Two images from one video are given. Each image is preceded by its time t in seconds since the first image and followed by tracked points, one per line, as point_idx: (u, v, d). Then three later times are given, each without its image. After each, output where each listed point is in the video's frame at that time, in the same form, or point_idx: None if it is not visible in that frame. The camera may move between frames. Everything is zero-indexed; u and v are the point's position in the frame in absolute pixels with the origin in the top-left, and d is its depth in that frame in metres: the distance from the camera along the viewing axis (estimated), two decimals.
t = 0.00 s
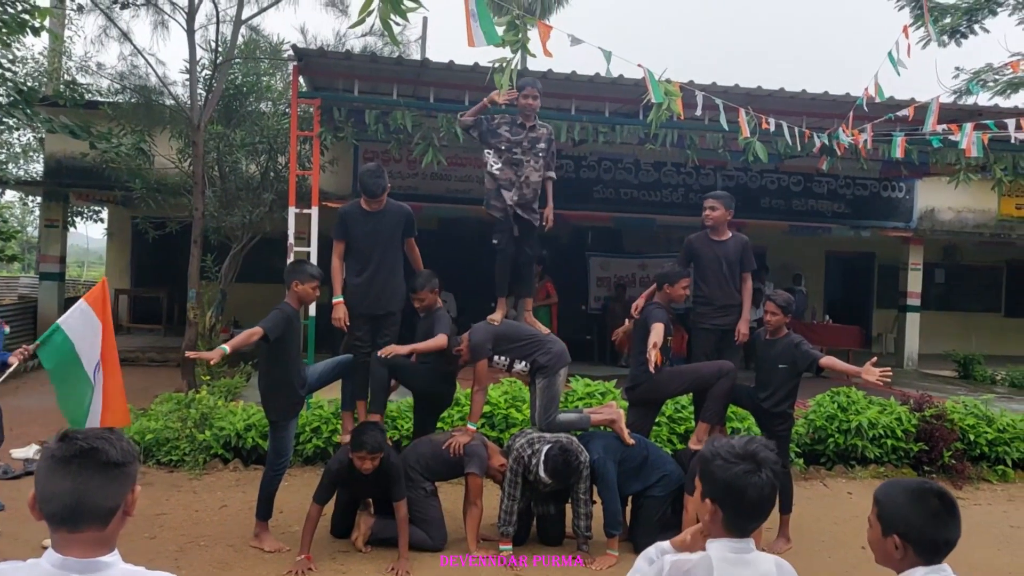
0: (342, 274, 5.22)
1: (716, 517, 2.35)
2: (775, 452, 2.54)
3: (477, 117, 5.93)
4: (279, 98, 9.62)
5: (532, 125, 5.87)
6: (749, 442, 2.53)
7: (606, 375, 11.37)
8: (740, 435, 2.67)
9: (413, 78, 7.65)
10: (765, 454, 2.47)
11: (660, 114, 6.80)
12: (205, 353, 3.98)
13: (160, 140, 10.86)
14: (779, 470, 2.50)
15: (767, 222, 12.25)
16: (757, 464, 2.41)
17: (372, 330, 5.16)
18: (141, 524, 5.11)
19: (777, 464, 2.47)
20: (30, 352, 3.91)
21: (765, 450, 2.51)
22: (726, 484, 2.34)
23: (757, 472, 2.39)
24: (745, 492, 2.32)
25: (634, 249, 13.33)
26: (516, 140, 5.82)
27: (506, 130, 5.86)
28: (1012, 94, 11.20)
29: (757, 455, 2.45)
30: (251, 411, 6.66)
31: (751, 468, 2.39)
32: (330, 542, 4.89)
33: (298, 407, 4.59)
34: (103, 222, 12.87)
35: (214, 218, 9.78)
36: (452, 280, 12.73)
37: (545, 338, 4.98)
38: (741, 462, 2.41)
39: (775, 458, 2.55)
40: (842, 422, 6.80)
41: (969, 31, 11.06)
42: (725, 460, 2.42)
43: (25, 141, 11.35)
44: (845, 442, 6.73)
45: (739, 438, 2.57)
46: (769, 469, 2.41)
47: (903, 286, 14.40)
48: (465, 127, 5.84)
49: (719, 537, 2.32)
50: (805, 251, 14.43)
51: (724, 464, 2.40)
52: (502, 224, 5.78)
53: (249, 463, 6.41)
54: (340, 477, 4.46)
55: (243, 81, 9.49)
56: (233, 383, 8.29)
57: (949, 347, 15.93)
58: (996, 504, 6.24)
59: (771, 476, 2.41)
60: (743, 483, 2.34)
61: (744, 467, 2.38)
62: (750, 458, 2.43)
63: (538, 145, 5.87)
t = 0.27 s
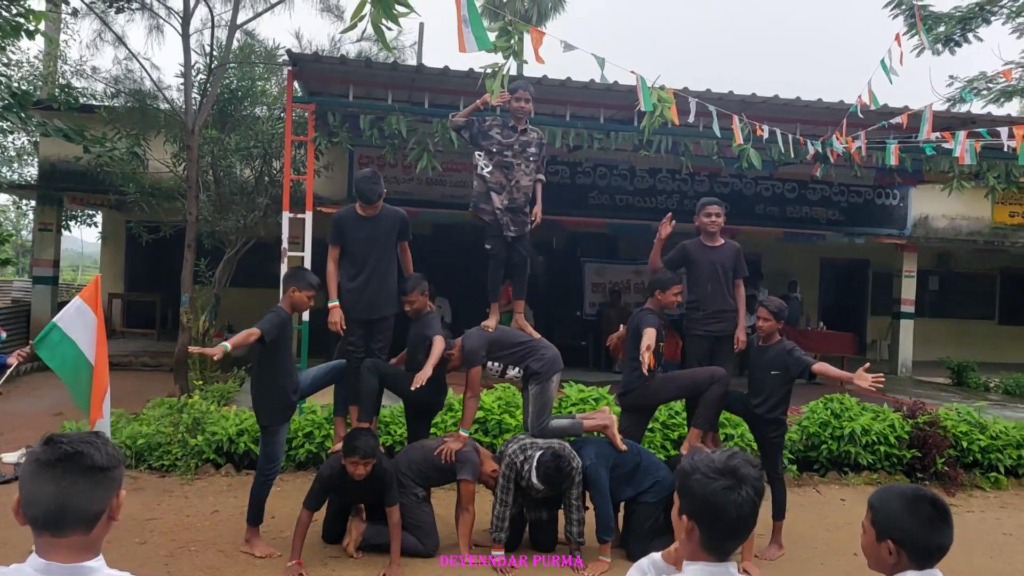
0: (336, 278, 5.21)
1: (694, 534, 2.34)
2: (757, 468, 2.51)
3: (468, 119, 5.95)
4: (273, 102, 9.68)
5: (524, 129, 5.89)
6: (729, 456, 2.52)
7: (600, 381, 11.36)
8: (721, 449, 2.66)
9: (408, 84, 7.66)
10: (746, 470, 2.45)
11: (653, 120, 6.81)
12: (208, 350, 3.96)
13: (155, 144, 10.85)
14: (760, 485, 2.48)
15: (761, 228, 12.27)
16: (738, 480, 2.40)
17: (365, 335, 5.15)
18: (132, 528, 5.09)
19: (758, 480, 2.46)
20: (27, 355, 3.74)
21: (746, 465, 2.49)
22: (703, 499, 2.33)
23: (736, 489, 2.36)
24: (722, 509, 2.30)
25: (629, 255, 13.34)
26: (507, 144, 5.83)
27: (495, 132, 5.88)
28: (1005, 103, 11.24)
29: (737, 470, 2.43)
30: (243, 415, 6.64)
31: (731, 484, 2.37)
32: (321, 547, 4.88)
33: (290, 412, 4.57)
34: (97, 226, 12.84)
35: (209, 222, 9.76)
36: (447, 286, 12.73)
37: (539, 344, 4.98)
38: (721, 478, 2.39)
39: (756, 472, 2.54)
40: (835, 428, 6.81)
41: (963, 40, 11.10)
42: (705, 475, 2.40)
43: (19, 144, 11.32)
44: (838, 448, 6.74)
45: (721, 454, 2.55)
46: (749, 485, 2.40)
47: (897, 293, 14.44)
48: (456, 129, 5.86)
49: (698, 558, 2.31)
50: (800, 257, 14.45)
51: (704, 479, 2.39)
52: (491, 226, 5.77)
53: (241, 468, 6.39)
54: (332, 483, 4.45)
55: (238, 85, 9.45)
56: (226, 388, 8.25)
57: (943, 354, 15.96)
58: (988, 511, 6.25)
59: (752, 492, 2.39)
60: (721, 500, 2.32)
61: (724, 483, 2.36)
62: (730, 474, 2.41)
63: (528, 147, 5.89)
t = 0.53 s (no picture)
0: (331, 280, 5.21)
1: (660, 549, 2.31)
2: (727, 480, 2.43)
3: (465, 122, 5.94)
4: (270, 105, 9.67)
5: (522, 133, 5.89)
6: (702, 469, 2.44)
7: (596, 385, 11.36)
8: (708, 462, 2.57)
9: (405, 87, 7.67)
10: (715, 485, 2.36)
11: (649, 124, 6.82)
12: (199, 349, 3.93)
13: (151, 146, 10.85)
14: (733, 501, 2.38)
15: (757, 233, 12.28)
16: (702, 495, 2.32)
17: (360, 337, 5.14)
18: (125, 531, 5.07)
19: (728, 495, 2.36)
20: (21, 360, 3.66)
21: (718, 479, 2.40)
22: (666, 511, 2.30)
23: (698, 503, 2.29)
24: (684, 524, 2.26)
25: (626, 259, 13.34)
26: (503, 147, 5.83)
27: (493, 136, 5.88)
28: (1000, 108, 11.27)
29: (704, 484, 2.36)
30: (238, 418, 6.63)
31: (695, 498, 2.31)
32: (315, 551, 4.86)
33: (283, 414, 4.56)
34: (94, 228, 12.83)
35: (205, 224, 9.75)
36: (443, 289, 12.72)
37: (534, 348, 4.98)
38: (684, 490, 2.34)
39: (732, 487, 2.43)
40: (830, 433, 6.80)
41: (958, 46, 11.13)
42: (670, 487, 2.36)
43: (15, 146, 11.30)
44: (833, 453, 6.74)
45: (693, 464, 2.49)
46: (715, 500, 2.31)
47: (892, 298, 14.46)
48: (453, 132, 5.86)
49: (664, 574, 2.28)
50: (796, 262, 14.48)
51: (669, 492, 2.35)
52: (486, 231, 5.77)
53: (235, 471, 6.37)
54: (326, 486, 4.44)
55: (234, 88, 9.45)
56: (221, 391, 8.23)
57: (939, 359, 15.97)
58: (983, 516, 6.25)
59: (718, 508, 2.30)
60: (684, 513, 2.27)
61: (687, 496, 2.31)
62: (694, 487, 2.34)
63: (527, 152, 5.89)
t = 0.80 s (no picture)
0: (326, 282, 5.21)
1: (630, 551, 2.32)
2: (699, 483, 2.43)
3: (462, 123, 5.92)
4: (265, 107, 9.66)
5: (518, 135, 5.88)
6: (672, 470, 2.45)
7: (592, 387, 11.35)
8: (682, 466, 2.58)
9: (401, 89, 7.68)
10: (684, 485, 2.36)
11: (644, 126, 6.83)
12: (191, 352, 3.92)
13: (147, 148, 10.83)
14: (702, 501, 2.37)
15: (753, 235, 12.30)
16: (671, 494, 2.31)
17: (355, 339, 5.13)
18: (119, 533, 5.06)
19: (697, 495, 2.35)
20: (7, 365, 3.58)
21: (687, 480, 2.40)
22: (634, 511, 2.30)
23: (666, 502, 2.28)
24: (652, 522, 2.25)
25: (622, 261, 13.34)
26: (499, 150, 5.83)
27: (490, 139, 5.87)
28: (994, 111, 11.31)
29: (675, 484, 2.36)
30: (234, 420, 6.62)
31: (664, 498, 2.30)
32: (310, 553, 4.86)
33: (277, 416, 4.55)
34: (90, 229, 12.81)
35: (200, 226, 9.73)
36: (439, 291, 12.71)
37: (531, 350, 4.98)
38: (655, 491, 2.33)
39: (702, 489, 2.43)
40: (826, 434, 6.81)
41: (954, 48, 11.16)
42: (640, 487, 2.37)
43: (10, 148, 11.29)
44: (828, 454, 6.74)
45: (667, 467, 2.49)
46: (683, 500, 2.30)
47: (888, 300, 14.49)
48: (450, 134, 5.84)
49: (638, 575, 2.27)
50: (792, 264, 14.50)
51: (638, 492, 2.35)
52: (483, 233, 5.77)
53: (230, 473, 6.36)
54: (321, 487, 4.43)
55: (230, 90, 9.43)
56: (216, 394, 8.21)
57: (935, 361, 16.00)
58: (978, 517, 6.26)
59: (686, 507, 2.29)
60: (652, 514, 2.26)
61: (655, 496, 2.30)
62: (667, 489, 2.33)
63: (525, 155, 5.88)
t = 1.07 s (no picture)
0: (321, 283, 5.20)
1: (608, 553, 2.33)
2: (678, 488, 2.43)
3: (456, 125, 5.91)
4: (259, 108, 9.65)
5: (512, 137, 5.89)
6: (650, 474, 2.45)
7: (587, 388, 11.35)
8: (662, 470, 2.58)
9: (395, 91, 7.68)
10: (660, 489, 2.36)
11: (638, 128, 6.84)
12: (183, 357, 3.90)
13: (141, 150, 10.80)
14: (680, 505, 2.37)
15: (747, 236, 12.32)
16: (648, 498, 2.32)
17: (349, 341, 5.12)
18: (113, 536, 5.04)
19: (674, 500, 2.35)
20: None
21: (665, 484, 2.40)
22: (611, 515, 2.31)
23: (643, 507, 2.29)
24: (627, 526, 2.26)
25: (617, 263, 13.35)
26: (494, 152, 5.83)
27: (485, 142, 5.87)
28: (987, 113, 11.35)
29: (652, 488, 2.36)
30: (228, 423, 6.61)
31: (641, 502, 2.31)
32: (304, 555, 4.85)
33: (270, 418, 4.54)
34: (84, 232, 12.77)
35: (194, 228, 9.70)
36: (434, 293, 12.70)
37: (527, 351, 4.97)
38: (632, 495, 2.34)
39: (680, 493, 2.42)
40: (819, 436, 6.82)
41: (947, 51, 11.20)
42: (617, 491, 2.38)
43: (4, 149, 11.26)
44: (822, 456, 6.76)
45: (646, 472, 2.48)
46: (660, 505, 2.30)
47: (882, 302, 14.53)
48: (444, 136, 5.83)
49: None
50: (786, 266, 14.53)
51: (615, 495, 2.36)
52: (477, 235, 5.77)
53: (224, 476, 6.35)
54: (315, 489, 4.42)
55: (225, 92, 9.40)
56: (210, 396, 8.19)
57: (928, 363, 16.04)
58: (971, 518, 6.28)
59: (664, 511, 2.30)
60: (628, 517, 2.27)
61: (632, 500, 2.31)
62: (644, 493, 2.34)
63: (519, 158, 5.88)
